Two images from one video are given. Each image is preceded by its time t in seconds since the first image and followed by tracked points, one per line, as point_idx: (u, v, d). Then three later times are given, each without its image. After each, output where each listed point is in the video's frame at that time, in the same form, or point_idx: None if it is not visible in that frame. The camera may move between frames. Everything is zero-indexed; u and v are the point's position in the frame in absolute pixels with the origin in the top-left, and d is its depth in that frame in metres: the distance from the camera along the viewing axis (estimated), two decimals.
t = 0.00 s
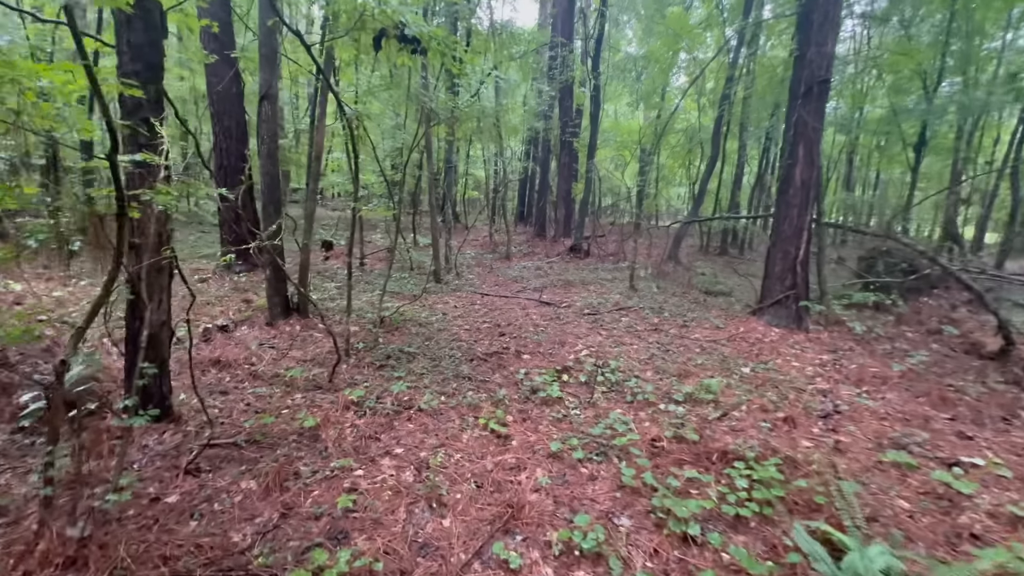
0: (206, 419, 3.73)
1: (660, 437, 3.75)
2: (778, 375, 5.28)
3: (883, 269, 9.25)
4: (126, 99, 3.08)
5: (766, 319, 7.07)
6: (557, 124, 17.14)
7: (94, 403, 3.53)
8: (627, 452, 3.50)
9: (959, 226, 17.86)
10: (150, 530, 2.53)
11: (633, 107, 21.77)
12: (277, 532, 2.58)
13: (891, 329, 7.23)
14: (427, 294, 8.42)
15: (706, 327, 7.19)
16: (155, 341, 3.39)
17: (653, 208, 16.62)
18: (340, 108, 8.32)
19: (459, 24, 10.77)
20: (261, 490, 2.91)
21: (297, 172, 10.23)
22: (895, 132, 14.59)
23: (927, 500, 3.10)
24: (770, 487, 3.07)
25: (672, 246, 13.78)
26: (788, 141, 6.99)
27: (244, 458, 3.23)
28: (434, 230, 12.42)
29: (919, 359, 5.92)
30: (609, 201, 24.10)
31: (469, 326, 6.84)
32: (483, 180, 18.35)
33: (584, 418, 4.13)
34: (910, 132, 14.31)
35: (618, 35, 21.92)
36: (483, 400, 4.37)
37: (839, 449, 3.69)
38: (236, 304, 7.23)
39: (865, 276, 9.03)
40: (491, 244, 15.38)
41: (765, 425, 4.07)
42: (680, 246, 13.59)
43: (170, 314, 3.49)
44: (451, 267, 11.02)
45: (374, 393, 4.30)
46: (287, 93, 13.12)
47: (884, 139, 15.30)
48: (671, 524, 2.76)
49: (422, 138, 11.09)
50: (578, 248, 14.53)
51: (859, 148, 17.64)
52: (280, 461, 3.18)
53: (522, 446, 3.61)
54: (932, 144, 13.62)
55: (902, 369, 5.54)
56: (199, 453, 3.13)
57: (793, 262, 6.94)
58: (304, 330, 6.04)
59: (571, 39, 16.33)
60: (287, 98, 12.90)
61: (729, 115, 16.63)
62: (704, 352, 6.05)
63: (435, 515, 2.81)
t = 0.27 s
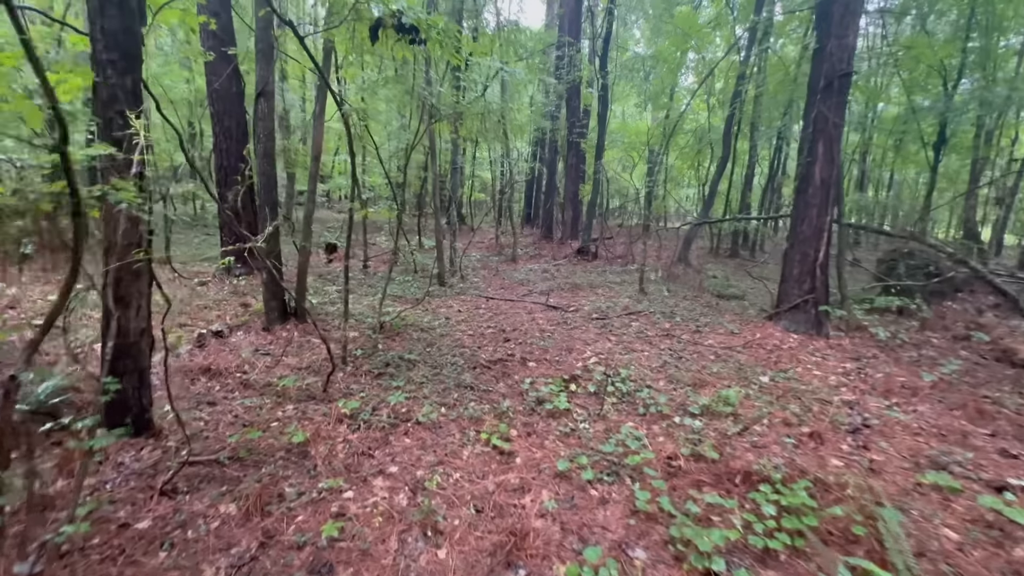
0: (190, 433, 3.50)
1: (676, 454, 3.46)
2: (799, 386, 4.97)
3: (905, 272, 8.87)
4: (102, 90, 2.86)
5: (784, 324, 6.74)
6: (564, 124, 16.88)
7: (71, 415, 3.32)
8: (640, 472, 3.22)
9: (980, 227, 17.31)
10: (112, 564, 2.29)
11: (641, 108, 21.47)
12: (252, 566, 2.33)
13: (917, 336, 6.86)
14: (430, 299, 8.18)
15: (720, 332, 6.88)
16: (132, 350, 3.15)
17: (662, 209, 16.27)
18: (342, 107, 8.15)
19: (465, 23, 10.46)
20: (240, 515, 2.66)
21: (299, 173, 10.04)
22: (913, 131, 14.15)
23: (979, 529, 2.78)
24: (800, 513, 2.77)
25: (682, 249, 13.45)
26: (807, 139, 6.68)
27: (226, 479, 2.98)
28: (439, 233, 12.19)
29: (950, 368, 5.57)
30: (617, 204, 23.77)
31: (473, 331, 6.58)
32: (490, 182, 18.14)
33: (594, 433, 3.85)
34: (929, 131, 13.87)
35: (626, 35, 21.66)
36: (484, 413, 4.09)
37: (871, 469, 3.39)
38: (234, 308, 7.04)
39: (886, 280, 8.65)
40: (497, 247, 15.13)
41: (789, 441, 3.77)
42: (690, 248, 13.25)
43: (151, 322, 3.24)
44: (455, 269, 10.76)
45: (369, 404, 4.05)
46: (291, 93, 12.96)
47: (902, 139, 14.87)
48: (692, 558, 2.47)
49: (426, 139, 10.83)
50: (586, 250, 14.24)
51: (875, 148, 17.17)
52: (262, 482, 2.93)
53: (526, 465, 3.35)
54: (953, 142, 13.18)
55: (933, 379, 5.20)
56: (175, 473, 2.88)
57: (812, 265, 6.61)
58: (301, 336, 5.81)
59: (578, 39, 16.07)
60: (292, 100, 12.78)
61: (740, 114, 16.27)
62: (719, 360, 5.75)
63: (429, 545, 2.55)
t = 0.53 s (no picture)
0: (163, 458, 3.25)
1: (689, 486, 3.14)
2: (822, 404, 4.62)
3: (930, 279, 8.44)
4: (63, 89, 2.66)
5: (802, 336, 6.39)
6: (571, 128, 16.61)
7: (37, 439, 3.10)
8: (650, 508, 2.90)
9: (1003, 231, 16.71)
10: None
11: (649, 112, 21.15)
12: None
13: (946, 348, 6.46)
14: (431, 308, 7.90)
15: (734, 344, 6.55)
16: (97, 370, 2.91)
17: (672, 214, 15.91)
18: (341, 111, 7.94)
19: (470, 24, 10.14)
20: (203, 558, 2.39)
21: (301, 180, 9.88)
22: (933, 133, 13.68)
23: None
24: (834, 562, 2.43)
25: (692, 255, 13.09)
26: (825, 141, 6.34)
27: (193, 513, 2.71)
28: (443, 239, 11.95)
29: (986, 385, 5.17)
30: (625, 209, 23.42)
31: (474, 343, 6.29)
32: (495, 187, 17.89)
33: (599, 459, 3.55)
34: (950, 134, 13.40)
35: (634, 38, 21.40)
36: (481, 436, 3.81)
37: (908, 505, 3.04)
38: (228, 318, 6.82)
39: (909, 288, 8.24)
40: (503, 253, 14.86)
41: (815, 470, 3.43)
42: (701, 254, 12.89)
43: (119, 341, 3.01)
44: (459, 277, 10.49)
45: (358, 426, 3.78)
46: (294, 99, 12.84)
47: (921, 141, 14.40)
48: None
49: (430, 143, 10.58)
50: (593, 257, 13.92)
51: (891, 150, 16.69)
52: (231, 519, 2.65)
53: (524, 498, 3.04)
54: (976, 143, 12.69)
55: (969, 397, 4.81)
56: (136, 508, 2.62)
57: (832, 273, 6.27)
58: (294, 348, 5.56)
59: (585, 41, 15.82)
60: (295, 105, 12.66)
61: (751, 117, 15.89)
62: (734, 375, 5.41)
63: None
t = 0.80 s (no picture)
0: (140, 482, 3.05)
1: (703, 517, 2.89)
2: (844, 421, 4.34)
3: (952, 285, 8.10)
4: (28, 90, 2.50)
5: (819, 346, 6.10)
6: (578, 131, 16.38)
7: (7, 459, 2.91)
8: (661, 544, 2.66)
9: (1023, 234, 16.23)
10: None
11: (657, 113, 20.87)
12: None
13: (971, 359, 6.14)
14: (433, 315, 7.70)
15: (748, 354, 6.27)
16: (66, 389, 2.70)
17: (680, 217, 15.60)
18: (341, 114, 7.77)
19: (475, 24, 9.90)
20: None
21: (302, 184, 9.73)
22: (950, 133, 13.29)
23: None
24: None
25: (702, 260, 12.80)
26: (843, 142, 6.06)
27: (164, 547, 2.50)
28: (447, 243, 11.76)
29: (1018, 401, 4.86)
30: (633, 212, 23.13)
31: (476, 352, 6.06)
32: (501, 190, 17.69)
33: (605, 484, 3.31)
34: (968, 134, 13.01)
35: (641, 39, 21.13)
36: (480, 456, 3.58)
37: (946, 541, 2.77)
38: (225, 325, 6.66)
39: (930, 295, 7.90)
40: (509, 257, 14.64)
41: (840, 498, 3.16)
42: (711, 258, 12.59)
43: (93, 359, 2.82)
44: (463, 282, 10.28)
45: (350, 445, 3.57)
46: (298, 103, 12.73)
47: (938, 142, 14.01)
48: None
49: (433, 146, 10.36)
50: (600, 261, 13.67)
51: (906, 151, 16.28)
52: (203, 555, 2.44)
53: (524, 530, 2.81)
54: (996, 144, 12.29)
55: (1001, 414, 4.51)
56: (101, 542, 2.41)
57: (851, 280, 5.99)
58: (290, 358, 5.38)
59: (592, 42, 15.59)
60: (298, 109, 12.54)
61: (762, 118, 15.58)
62: (748, 388, 5.15)
63: None
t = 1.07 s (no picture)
0: (118, 498, 2.87)
1: (721, 544, 2.66)
2: (867, 434, 4.09)
3: (974, 289, 7.78)
4: None
5: (837, 353, 5.83)
6: (585, 132, 16.16)
7: None
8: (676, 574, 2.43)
9: None
10: None
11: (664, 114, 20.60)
12: None
13: (999, 366, 5.84)
14: (435, 320, 7.50)
15: (762, 361, 6.02)
16: (37, 402, 2.53)
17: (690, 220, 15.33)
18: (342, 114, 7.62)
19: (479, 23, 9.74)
20: None
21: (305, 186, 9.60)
22: (969, 133, 12.92)
23: None
24: None
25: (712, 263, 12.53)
26: (862, 140, 5.79)
27: (136, 573, 2.31)
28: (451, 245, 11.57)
29: None
30: (640, 214, 22.85)
31: (479, 358, 5.86)
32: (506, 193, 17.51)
33: (614, 503, 3.08)
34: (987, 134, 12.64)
35: (648, 40, 20.90)
36: (481, 472, 3.37)
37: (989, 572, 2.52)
38: (223, 330, 6.51)
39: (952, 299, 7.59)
40: (514, 259, 14.44)
41: (869, 521, 2.92)
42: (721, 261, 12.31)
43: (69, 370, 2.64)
44: (467, 285, 10.09)
45: (343, 459, 3.38)
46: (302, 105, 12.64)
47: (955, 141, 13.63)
48: None
49: (438, 147, 10.17)
50: (607, 263, 13.43)
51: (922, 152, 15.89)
52: None
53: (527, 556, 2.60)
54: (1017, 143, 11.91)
55: None
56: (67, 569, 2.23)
57: (871, 284, 5.72)
58: (287, 364, 5.21)
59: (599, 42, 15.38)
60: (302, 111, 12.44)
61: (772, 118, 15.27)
62: (765, 397, 4.90)
63: None
